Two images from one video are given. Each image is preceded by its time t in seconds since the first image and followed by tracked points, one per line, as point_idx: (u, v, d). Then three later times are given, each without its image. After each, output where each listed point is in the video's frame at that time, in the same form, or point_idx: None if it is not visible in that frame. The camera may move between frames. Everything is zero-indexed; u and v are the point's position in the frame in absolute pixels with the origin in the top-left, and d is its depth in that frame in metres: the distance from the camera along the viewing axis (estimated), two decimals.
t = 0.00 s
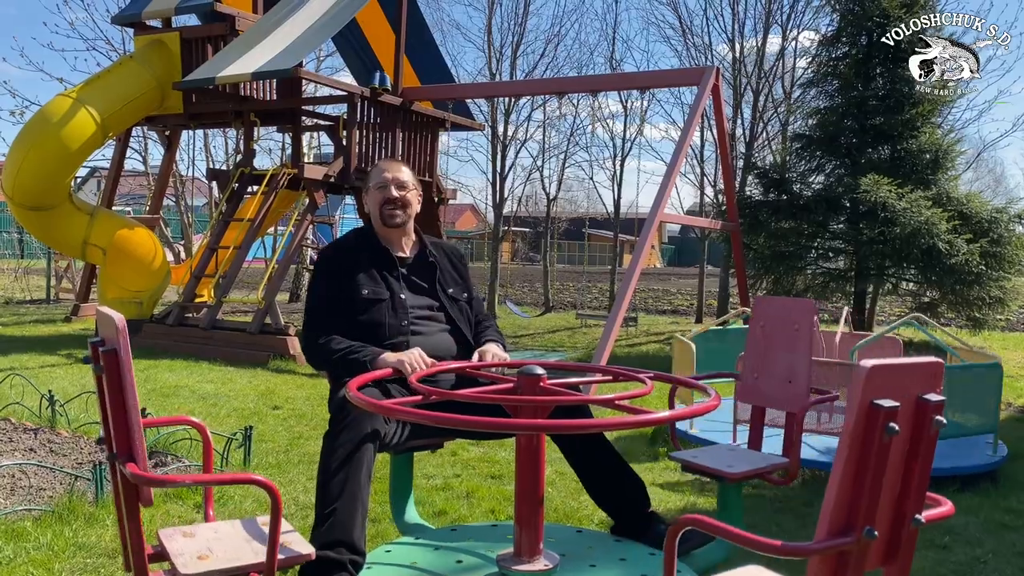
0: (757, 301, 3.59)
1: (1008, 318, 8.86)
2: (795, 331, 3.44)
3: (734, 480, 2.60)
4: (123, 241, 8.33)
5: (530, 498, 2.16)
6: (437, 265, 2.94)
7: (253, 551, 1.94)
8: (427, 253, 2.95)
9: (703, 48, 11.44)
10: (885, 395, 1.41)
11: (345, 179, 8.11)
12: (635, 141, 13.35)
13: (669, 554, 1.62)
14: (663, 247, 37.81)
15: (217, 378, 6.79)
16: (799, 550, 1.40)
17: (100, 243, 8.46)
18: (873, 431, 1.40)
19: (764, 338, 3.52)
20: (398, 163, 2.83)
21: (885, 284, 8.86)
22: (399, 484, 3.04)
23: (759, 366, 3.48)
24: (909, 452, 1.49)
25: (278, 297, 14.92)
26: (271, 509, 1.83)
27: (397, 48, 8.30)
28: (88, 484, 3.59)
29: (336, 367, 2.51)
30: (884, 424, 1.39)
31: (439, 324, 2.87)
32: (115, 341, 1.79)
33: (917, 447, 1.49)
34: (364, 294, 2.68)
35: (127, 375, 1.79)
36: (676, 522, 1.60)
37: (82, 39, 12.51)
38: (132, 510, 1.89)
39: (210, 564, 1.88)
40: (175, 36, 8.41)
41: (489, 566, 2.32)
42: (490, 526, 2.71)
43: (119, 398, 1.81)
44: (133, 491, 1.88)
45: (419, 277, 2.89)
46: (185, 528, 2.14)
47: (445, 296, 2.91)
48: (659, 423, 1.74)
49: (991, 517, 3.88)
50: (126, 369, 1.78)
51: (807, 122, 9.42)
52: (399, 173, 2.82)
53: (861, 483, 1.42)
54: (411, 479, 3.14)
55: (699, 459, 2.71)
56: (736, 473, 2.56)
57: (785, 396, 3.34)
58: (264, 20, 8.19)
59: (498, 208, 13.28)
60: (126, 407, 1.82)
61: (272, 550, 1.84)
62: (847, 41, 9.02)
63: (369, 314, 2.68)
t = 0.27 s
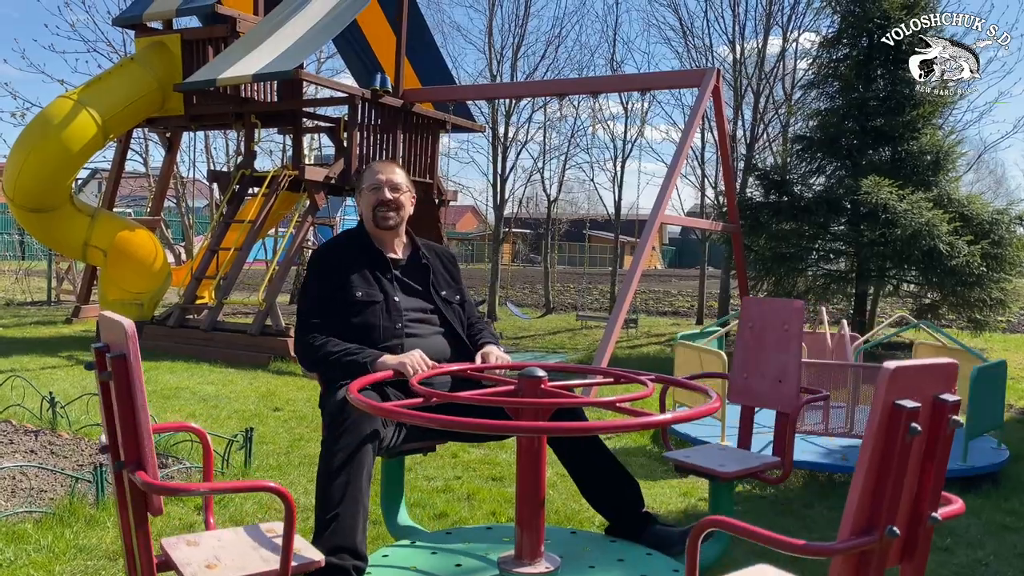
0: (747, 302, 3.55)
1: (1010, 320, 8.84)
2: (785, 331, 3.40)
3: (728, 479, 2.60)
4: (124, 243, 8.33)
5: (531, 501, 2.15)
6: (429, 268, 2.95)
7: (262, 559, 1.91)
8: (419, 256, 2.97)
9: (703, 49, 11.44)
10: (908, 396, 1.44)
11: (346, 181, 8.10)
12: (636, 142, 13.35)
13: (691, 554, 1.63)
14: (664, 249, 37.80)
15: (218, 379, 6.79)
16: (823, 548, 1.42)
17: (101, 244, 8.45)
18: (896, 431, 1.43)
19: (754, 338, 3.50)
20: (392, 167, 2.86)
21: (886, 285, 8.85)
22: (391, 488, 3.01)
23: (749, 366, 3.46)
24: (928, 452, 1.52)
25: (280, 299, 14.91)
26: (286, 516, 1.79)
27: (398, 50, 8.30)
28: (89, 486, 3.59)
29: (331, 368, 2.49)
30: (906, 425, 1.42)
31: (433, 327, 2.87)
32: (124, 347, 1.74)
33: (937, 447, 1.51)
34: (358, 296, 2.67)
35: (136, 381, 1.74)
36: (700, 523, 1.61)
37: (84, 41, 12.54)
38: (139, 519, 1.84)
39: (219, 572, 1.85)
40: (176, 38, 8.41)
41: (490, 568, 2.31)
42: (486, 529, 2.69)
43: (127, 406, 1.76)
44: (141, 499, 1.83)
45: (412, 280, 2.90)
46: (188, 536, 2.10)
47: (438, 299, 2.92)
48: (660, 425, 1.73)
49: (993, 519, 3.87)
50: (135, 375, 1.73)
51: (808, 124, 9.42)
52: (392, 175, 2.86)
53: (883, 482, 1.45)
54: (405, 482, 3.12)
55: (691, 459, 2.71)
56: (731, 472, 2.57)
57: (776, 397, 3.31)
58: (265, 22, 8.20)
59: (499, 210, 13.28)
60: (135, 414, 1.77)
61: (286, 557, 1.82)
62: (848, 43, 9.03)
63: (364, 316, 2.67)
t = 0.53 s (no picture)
0: (735, 301, 3.54)
1: (1010, 321, 8.82)
2: (774, 333, 3.38)
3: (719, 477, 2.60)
4: (124, 244, 8.33)
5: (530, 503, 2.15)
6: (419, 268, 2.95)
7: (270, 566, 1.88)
8: (408, 255, 2.96)
9: (704, 50, 11.44)
10: (925, 395, 1.48)
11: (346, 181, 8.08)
12: (636, 143, 13.35)
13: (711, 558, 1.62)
14: (664, 249, 37.80)
15: (218, 380, 6.79)
16: (847, 547, 1.45)
17: (101, 245, 8.45)
18: (916, 430, 1.47)
19: (743, 337, 3.48)
20: (381, 163, 2.88)
21: (886, 286, 8.84)
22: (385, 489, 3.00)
23: (737, 365, 3.45)
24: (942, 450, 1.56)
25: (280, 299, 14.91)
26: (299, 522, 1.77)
27: (398, 50, 8.29)
28: (89, 487, 3.59)
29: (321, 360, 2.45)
30: (925, 424, 1.46)
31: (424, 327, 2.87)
32: (133, 351, 1.71)
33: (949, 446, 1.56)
34: (349, 295, 2.66)
35: (146, 386, 1.70)
36: (718, 524, 1.60)
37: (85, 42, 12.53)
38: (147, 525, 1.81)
39: None
40: (177, 38, 8.41)
41: (490, 570, 2.30)
42: (477, 531, 2.69)
43: (136, 410, 1.72)
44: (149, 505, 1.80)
45: (402, 279, 2.90)
46: (191, 544, 2.06)
47: (429, 298, 2.92)
48: (659, 427, 1.73)
49: (994, 520, 3.87)
50: (144, 381, 1.70)
51: (809, 125, 9.41)
52: (381, 170, 2.87)
53: (903, 479, 1.49)
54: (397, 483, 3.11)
55: (682, 458, 2.70)
56: (722, 471, 2.57)
57: (765, 396, 3.30)
58: (265, 23, 8.20)
59: (500, 211, 13.28)
60: (144, 420, 1.73)
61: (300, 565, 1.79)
62: (849, 43, 9.02)
63: (356, 314, 2.66)
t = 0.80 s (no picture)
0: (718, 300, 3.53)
1: (1011, 322, 8.81)
2: (761, 332, 3.41)
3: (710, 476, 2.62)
4: (125, 243, 8.33)
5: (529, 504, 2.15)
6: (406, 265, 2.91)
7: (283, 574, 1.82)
8: (396, 254, 2.92)
9: (705, 51, 11.43)
10: (939, 396, 1.55)
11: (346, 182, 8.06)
12: (637, 143, 13.34)
13: (728, 557, 1.66)
14: (665, 250, 37.80)
15: (218, 379, 6.78)
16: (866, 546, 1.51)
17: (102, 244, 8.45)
18: (932, 431, 1.52)
19: (727, 337, 3.47)
20: (367, 161, 2.78)
21: (887, 288, 8.84)
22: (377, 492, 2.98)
23: (725, 365, 3.42)
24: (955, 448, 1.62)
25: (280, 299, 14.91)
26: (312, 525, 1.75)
27: (399, 50, 8.28)
28: (87, 486, 3.58)
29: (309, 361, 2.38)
30: (941, 425, 1.52)
31: (415, 326, 2.84)
32: (144, 355, 1.65)
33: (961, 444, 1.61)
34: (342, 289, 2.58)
35: (158, 391, 1.65)
36: (739, 523, 1.64)
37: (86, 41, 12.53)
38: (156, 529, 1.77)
39: None
40: (177, 37, 8.40)
41: (487, 571, 2.31)
42: (471, 532, 2.68)
43: (148, 414, 1.66)
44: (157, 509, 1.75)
45: (391, 279, 2.86)
46: (193, 551, 2.00)
47: (419, 297, 2.90)
48: (657, 428, 1.72)
49: (993, 522, 3.86)
50: (155, 389, 1.64)
51: (810, 126, 9.40)
52: (367, 170, 2.77)
53: (918, 479, 1.55)
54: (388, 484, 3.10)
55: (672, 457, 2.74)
56: (714, 469, 2.59)
57: (756, 394, 3.30)
58: (266, 22, 8.19)
59: (500, 211, 13.27)
60: (155, 426, 1.68)
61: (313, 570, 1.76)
62: (850, 44, 9.01)
63: (348, 309, 2.57)
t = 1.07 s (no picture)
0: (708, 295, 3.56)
1: (1012, 324, 8.80)
2: (748, 331, 3.42)
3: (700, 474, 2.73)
4: (126, 240, 8.34)
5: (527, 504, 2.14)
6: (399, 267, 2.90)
7: None
8: (389, 255, 2.90)
9: (707, 51, 11.42)
10: (950, 394, 1.62)
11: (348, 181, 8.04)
12: (639, 143, 13.32)
13: (744, 558, 1.66)
14: (666, 250, 37.76)
15: (218, 377, 6.78)
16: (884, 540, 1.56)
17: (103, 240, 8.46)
18: (944, 429, 1.59)
19: (716, 336, 3.52)
20: (364, 163, 2.73)
21: (888, 289, 8.84)
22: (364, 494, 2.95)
23: (711, 364, 3.50)
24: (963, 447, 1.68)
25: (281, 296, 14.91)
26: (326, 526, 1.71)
27: (401, 48, 8.27)
28: (86, 483, 3.59)
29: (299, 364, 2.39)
30: (953, 423, 1.58)
31: (407, 328, 2.83)
32: (157, 354, 1.61)
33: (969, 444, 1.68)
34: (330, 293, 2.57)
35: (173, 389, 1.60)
36: (759, 520, 1.64)
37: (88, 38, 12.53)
38: (164, 534, 1.70)
39: None
40: (179, 35, 8.41)
41: (484, 571, 2.31)
42: (462, 531, 2.67)
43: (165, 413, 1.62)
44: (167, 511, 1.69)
45: (382, 281, 2.85)
46: (197, 553, 1.96)
47: (410, 299, 2.89)
48: (653, 428, 1.72)
49: (993, 524, 3.86)
50: (167, 392, 1.60)
51: (812, 126, 9.40)
52: (363, 173, 2.72)
53: (931, 476, 1.61)
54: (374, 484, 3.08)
55: (664, 454, 2.86)
56: (704, 467, 2.70)
57: (741, 395, 3.38)
58: (268, 20, 8.17)
59: (502, 210, 13.25)
60: (169, 426, 1.63)
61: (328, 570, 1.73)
62: (852, 45, 9.01)
63: (338, 316, 2.54)
